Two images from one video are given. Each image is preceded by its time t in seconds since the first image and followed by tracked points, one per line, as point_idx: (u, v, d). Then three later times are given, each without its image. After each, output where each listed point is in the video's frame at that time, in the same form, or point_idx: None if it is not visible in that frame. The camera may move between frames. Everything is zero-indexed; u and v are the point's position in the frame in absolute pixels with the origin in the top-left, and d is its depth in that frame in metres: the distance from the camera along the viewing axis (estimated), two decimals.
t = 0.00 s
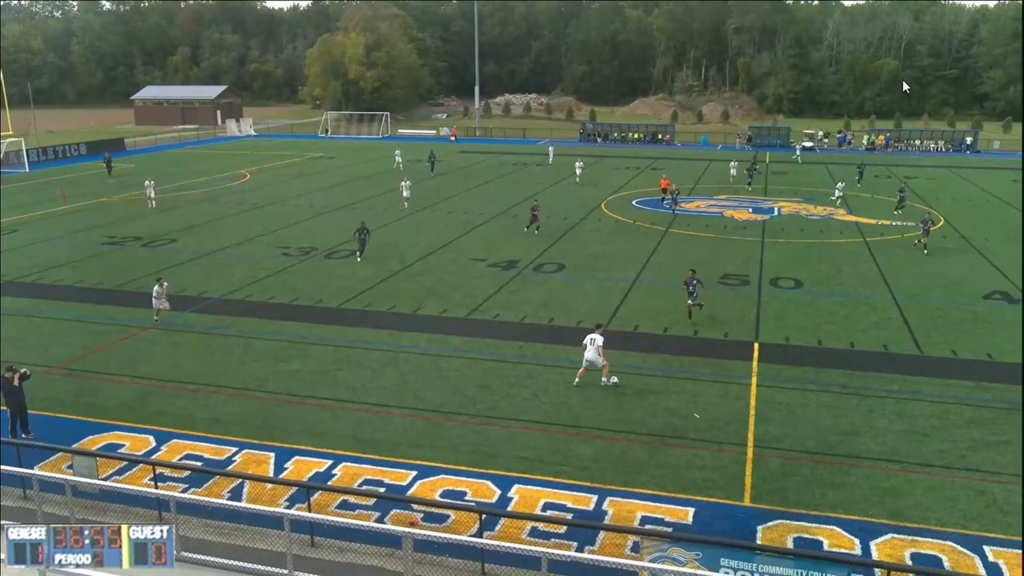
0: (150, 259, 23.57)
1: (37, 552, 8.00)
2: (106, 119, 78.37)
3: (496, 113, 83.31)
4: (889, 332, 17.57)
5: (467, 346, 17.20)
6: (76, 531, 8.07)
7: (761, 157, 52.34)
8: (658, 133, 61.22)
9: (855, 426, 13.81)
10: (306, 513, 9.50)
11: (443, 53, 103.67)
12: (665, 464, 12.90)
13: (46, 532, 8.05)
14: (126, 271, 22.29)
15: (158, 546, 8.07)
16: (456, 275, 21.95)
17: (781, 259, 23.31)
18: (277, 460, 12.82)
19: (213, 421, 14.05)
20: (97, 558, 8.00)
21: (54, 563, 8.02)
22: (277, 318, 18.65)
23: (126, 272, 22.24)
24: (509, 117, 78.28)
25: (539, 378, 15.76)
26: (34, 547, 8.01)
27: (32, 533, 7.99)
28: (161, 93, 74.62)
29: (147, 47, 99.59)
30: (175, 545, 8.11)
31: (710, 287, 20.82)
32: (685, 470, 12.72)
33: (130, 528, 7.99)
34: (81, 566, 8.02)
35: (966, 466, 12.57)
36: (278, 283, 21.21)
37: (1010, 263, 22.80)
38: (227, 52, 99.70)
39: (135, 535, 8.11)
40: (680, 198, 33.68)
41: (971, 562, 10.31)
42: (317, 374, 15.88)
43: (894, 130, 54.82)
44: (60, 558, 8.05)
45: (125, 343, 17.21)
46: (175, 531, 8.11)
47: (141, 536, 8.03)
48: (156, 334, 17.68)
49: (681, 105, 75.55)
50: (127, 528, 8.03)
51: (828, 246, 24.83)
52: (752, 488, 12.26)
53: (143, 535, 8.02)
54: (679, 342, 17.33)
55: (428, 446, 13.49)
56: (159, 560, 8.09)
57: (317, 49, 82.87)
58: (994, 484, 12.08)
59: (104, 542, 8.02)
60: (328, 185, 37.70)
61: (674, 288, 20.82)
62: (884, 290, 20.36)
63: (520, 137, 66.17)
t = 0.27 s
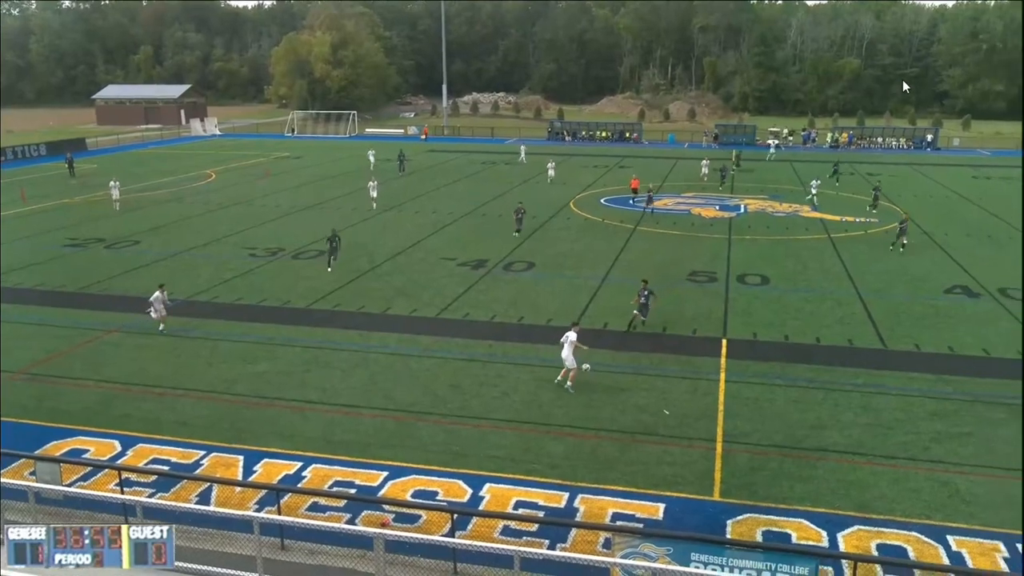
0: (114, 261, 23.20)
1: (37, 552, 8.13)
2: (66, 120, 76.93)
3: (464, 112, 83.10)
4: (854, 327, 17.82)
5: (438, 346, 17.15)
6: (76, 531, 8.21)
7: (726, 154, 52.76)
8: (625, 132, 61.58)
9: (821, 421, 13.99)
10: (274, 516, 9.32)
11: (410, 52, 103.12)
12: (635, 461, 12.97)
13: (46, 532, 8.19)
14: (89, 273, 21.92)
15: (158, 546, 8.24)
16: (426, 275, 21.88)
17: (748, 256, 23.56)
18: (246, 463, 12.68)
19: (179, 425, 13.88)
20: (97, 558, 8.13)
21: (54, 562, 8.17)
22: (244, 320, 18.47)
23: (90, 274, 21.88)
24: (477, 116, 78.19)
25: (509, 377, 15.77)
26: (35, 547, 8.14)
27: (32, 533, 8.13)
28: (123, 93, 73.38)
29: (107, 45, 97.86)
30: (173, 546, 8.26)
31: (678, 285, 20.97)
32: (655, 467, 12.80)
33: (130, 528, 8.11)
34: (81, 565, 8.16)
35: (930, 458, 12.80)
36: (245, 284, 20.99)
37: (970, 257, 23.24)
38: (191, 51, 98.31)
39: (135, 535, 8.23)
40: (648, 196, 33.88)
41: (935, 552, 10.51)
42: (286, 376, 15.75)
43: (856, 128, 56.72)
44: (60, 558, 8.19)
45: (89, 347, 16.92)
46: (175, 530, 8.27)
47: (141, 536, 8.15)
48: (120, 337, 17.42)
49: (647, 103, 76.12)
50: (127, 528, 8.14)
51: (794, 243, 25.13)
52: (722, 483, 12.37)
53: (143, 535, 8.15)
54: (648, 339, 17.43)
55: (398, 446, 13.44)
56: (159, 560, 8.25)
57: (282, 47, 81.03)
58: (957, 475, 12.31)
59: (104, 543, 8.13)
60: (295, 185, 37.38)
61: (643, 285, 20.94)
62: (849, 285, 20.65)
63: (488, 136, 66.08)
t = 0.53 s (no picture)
0: (74, 265, 22.77)
1: (36, 553, 7.39)
2: (25, 121, 75.38)
3: (431, 112, 82.94)
4: (818, 323, 18.09)
5: (407, 347, 17.10)
6: (77, 530, 7.50)
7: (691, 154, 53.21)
8: (592, 131, 61.96)
9: (787, 416, 14.17)
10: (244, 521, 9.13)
11: (376, 52, 102.62)
12: (604, 459, 13.04)
13: (46, 531, 7.44)
14: (48, 277, 21.50)
15: (159, 546, 7.50)
16: (394, 276, 21.79)
17: (714, 254, 23.78)
18: (213, 468, 12.54)
19: (143, 430, 13.68)
20: (97, 558, 7.44)
21: (54, 564, 7.43)
22: (210, 323, 18.24)
23: (50, 278, 21.47)
24: (443, 116, 78.06)
25: (478, 377, 15.77)
26: (33, 548, 7.40)
27: (31, 533, 7.38)
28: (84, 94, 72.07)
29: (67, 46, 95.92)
30: (176, 547, 7.53)
31: (646, 283, 21.11)
32: (624, 464, 12.89)
33: (130, 527, 7.45)
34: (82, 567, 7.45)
35: (893, 451, 13.03)
36: (210, 286, 20.75)
37: (929, 254, 23.70)
38: (153, 50, 96.70)
39: (136, 535, 7.55)
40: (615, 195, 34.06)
41: (899, 544, 10.69)
42: (252, 379, 15.58)
43: (818, 127, 57.79)
44: (60, 559, 7.45)
45: (49, 352, 16.58)
46: (177, 531, 7.55)
47: (142, 535, 7.48)
48: (81, 342, 17.12)
49: (613, 103, 76.62)
50: (127, 527, 7.48)
51: (759, 240, 25.45)
52: (690, 479, 12.48)
53: (143, 535, 7.45)
54: (617, 337, 17.53)
55: (368, 448, 13.37)
56: (160, 560, 7.52)
57: (246, 46, 80.44)
58: (919, 468, 12.55)
59: (104, 542, 7.46)
60: (261, 186, 37.04)
61: (611, 285, 21.02)
62: (813, 282, 20.95)
63: (455, 136, 66.04)
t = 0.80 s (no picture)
0: (50, 269, 22.50)
1: (37, 552, 7.22)
2: None
3: (410, 113, 82.73)
4: (796, 323, 18.22)
5: (388, 349, 17.04)
6: (77, 530, 7.29)
7: (669, 155, 53.40)
8: (571, 132, 62.20)
9: (767, 415, 14.26)
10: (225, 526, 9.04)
11: (355, 54, 102.21)
12: (586, 459, 13.07)
13: (47, 531, 7.27)
14: (24, 282, 21.23)
15: (158, 546, 7.25)
16: (374, 278, 21.72)
17: (694, 255, 23.90)
18: (192, 472, 12.44)
19: (121, 435, 13.54)
20: (97, 558, 7.22)
21: (55, 563, 7.26)
22: (189, 326, 18.09)
23: (25, 282, 21.22)
24: (423, 118, 77.95)
25: (459, 379, 15.74)
26: (34, 547, 7.24)
27: (31, 532, 7.22)
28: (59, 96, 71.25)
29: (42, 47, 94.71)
30: (176, 546, 7.29)
31: (627, 284, 21.17)
32: (605, 465, 12.91)
33: (129, 527, 7.21)
34: (83, 566, 7.27)
35: (871, 449, 13.15)
36: (188, 290, 20.58)
37: (904, 254, 23.95)
38: (129, 52, 95.64)
39: (136, 535, 7.31)
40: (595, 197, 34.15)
41: (877, 541, 10.80)
42: (231, 383, 15.46)
43: (795, 128, 58.48)
44: (61, 558, 7.28)
45: (24, 358, 16.37)
46: (177, 530, 7.28)
47: (141, 535, 7.23)
48: (56, 347, 16.92)
49: (592, 104, 76.96)
50: (126, 527, 7.25)
51: (738, 241, 25.61)
52: (672, 479, 12.53)
53: (143, 534, 7.23)
54: (598, 338, 17.57)
55: (349, 451, 13.32)
56: (160, 561, 7.28)
57: (223, 47, 79.65)
58: (897, 465, 12.68)
59: (105, 542, 7.23)
60: (240, 189, 36.81)
61: (591, 286, 21.04)
62: (791, 282, 21.10)
63: (434, 138, 65.93)
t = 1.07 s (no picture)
0: (43, 271, 22.44)
1: (37, 552, 7.13)
2: None
3: (404, 116, 82.71)
4: (789, 324, 18.28)
5: (382, 351, 17.05)
6: (77, 529, 7.19)
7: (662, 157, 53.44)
8: (565, 134, 62.34)
9: (759, 416, 14.31)
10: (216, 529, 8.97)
11: (348, 57, 102.07)
12: (580, 461, 13.09)
13: (47, 531, 7.17)
14: (17, 285, 21.17)
15: (159, 546, 7.16)
16: (368, 280, 21.73)
17: (687, 256, 23.96)
18: (186, 475, 12.43)
19: (115, 438, 13.53)
20: (97, 558, 7.11)
21: (54, 563, 7.16)
22: (183, 329, 18.07)
23: (19, 285, 21.17)
24: (416, 120, 77.89)
25: (453, 381, 15.76)
26: (34, 547, 7.14)
27: (31, 532, 7.12)
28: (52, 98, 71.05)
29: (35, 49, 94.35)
30: (176, 546, 7.19)
31: (620, 285, 21.23)
32: (600, 466, 12.93)
33: (129, 526, 7.10)
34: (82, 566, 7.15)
35: (864, 449, 13.21)
36: (182, 292, 20.56)
37: (896, 255, 24.09)
38: (122, 55, 95.33)
39: (135, 534, 7.20)
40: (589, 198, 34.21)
41: (871, 540, 10.86)
42: (225, 385, 15.46)
43: (788, 130, 58.73)
44: (60, 558, 7.17)
45: (17, 361, 16.33)
46: (177, 530, 7.19)
47: (141, 535, 7.13)
48: (51, 349, 16.89)
49: (585, 106, 77.18)
50: (127, 526, 7.15)
51: (731, 242, 25.70)
52: (665, 480, 12.58)
53: (143, 534, 7.13)
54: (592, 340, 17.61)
55: (344, 453, 13.33)
56: (160, 560, 7.19)
57: (217, 48, 79.38)
58: (889, 465, 12.74)
59: (104, 542, 7.12)
60: (234, 191, 36.75)
61: (585, 288, 21.08)
62: (784, 283, 21.17)
63: (428, 140, 65.92)
